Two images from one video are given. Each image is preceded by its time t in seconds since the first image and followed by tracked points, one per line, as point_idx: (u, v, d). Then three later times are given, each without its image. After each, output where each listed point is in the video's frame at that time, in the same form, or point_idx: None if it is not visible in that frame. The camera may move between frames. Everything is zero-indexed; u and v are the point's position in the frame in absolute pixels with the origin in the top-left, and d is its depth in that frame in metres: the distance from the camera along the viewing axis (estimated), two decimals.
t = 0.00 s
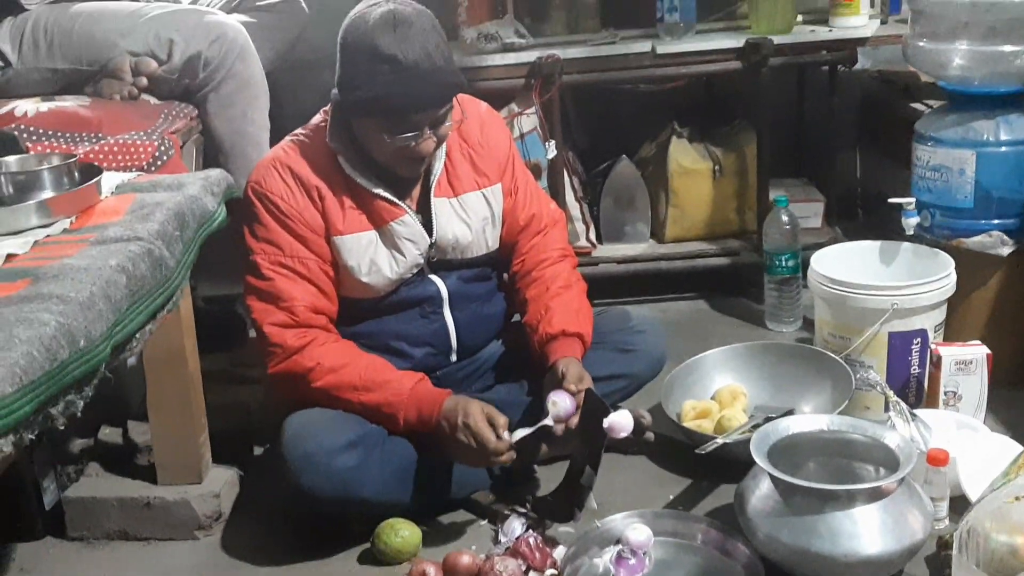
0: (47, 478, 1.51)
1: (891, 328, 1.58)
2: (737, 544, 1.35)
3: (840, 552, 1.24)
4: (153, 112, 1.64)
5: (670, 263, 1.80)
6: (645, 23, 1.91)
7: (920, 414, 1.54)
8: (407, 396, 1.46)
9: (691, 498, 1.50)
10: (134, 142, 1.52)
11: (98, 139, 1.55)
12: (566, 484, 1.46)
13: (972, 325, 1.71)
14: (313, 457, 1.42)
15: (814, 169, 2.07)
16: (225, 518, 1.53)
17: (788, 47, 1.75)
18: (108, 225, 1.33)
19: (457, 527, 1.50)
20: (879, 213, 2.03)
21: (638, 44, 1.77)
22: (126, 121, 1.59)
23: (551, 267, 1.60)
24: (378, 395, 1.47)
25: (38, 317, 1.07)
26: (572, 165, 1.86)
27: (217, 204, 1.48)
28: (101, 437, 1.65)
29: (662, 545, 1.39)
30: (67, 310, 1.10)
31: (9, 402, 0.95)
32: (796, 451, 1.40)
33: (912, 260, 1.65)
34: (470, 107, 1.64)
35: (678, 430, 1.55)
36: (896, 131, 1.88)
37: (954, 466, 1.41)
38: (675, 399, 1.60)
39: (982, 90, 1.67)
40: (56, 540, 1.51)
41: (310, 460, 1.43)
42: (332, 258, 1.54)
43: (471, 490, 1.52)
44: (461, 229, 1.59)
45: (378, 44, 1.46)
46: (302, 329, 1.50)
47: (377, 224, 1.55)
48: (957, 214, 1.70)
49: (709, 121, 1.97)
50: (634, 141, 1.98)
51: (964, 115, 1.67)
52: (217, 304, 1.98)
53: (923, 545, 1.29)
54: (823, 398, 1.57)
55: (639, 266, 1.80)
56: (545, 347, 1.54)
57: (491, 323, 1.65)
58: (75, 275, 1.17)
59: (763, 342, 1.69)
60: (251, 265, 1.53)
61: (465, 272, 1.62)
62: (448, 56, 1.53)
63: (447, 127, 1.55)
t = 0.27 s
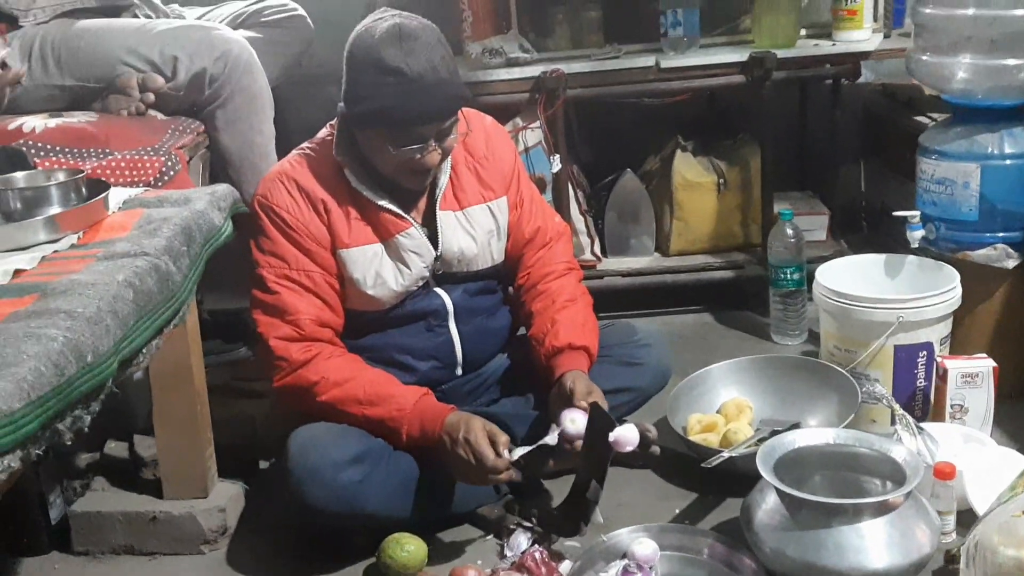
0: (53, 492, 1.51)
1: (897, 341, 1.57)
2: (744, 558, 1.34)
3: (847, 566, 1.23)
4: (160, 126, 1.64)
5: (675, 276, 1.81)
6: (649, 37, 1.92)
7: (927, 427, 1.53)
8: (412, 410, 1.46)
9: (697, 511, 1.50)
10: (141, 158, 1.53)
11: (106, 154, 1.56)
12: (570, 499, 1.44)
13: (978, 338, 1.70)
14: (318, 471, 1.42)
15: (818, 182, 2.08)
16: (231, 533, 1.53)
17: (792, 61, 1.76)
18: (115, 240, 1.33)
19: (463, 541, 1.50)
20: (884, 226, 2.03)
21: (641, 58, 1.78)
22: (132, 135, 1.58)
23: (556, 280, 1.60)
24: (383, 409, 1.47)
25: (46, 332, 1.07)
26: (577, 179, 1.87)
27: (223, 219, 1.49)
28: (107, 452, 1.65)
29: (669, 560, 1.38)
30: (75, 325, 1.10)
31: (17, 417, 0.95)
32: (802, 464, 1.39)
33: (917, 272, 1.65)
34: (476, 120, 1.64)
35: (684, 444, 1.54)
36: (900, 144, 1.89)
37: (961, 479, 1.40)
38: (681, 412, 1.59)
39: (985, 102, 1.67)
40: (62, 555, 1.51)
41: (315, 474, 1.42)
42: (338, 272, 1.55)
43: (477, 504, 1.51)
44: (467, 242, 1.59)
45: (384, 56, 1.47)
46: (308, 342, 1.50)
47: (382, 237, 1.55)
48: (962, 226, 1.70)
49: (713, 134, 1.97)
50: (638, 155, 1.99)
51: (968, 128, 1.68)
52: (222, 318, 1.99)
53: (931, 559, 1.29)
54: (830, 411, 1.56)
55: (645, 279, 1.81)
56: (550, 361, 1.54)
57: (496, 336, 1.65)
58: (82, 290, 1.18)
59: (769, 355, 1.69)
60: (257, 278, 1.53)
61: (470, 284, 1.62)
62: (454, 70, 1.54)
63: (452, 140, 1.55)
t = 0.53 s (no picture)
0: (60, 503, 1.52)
1: (904, 349, 1.57)
2: (752, 567, 1.34)
3: None
4: (167, 137, 1.64)
5: (681, 284, 1.81)
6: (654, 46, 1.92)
7: (935, 435, 1.53)
8: (417, 419, 1.46)
9: (704, 521, 1.49)
10: (148, 169, 1.53)
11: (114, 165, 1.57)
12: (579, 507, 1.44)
13: (986, 346, 1.70)
14: (324, 481, 1.42)
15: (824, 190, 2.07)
16: (238, 543, 1.53)
17: (798, 69, 1.76)
18: (123, 251, 1.34)
19: (470, 551, 1.49)
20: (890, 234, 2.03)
21: (647, 66, 1.79)
22: (142, 147, 1.59)
23: (563, 289, 1.60)
24: (389, 419, 1.46)
25: (55, 344, 1.08)
26: (582, 188, 1.87)
27: (231, 230, 1.49)
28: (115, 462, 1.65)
29: (676, 569, 1.38)
30: (83, 336, 1.11)
31: (26, 429, 0.95)
32: (810, 473, 1.39)
33: (924, 280, 1.65)
34: (482, 129, 1.63)
35: (691, 453, 1.54)
36: (907, 152, 1.89)
37: (970, 488, 1.40)
38: (688, 421, 1.59)
39: (991, 110, 1.67)
40: (69, 565, 1.51)
41: (323, 484, 1.42)
42: (345, 281, 1.55)
43: (484, 513, 1.51)
44: (473, 251, 1.59)
45: (391, 67, 1.46)
46: (315, 352, 1.50)
47: (389, 247, 1.55)
48: (969, 234, 1.70)
49: (719, 142, 1.97)
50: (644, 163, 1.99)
51: (974, 136, 1.67)
52: (229, 327, 1.99)
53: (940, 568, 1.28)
54: (837, 420, 1.56)
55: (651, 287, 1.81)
56: (557, 370, 1.54)
57: (503, 345, 1.65)
58: (91, 301, 1.18)
59: (775, 363, 1.69)
60: (264, 288, 1.53)
61: (477, 293, 1.62)
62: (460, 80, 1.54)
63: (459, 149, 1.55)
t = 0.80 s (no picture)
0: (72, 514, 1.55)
1: (912, 360, 1.57)
2: None
3: None
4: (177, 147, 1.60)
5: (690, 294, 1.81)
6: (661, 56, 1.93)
7: (944, 446, 1.53)
8: (424, 430, 1.45)
9: (713, 532, 1.49)
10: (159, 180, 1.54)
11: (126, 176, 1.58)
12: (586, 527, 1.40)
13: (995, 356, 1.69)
14: (333, 492, 1.43)
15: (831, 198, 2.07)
16: (248, 553, 1.54)
17: (804, 79, 1.77)
18: (135, 263, 1.35)
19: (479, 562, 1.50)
20: (899, 244, 2.03)
21: (654, 77, 1.80)
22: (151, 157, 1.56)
23: (571, 300, 1.61)
24: (397, 430, 1.46)
25: (68, 357, 1.08)
26: (590, 198, 1.87)
27: (241, 241, 1.50)
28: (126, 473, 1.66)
29: None
30: (96, 349, 1.11)
31: (41, 442, 0.96)
32: (820, 484, 1.39)
33: (932, 290, 1.65)
34: (490, 142, 1.63)
35: (700, 463, 1.54)
36: (914, 162, 1.89)
37: (979, 498, 1.39)
38: (697, 432, 1.59)
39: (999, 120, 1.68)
40: None
41: (331, 494, 1.44)
42: (354, 292, 1.56)
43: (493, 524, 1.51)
44: (481, 262, 1.60)
45: (398, 80, 1.38)
46: (324, 363, 1.51)
47: (398, 258, 1.56)
48: (978, 243, 1.70)
49: (726, 153, 1.98)
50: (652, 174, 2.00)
51: (983, 145, 1.67)
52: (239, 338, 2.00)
53: None
54: (846, 431, 1.55)
55: (659, 297, 1.81)
56: (566, 381, 1.54)
57: (511, 355, 1.65)
58: (104, 313, 1.19)
59: (784, 374, 1.69)
60: (274, 299, 1.54)
61: (485, 304, 1.63)
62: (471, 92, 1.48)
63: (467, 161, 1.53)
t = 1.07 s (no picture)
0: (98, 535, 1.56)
1: (935, 380, 1.56)
2: None
3: None
4: (203, 170, 1.65)
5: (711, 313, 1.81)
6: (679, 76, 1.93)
7: (969, 467, 1.51)
8: (449, 448, 1.46)
9: (737, 554, 1.49)
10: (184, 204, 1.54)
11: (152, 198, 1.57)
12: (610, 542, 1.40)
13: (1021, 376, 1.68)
14: (356, 512, 1.44)
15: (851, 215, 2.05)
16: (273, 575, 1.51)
17: (824, 98, 1.76)
18: (162, 287, 1.36)
19: None
20: (921, 261, 2.02)
21: (674, 96, 1.80)
22: (178, 181, 1.60)
23: (590, 321, 1.60)
24: (421, 449, 1.46)
25: (99, 382, 1.09)
26: (610, 217, 1.87)
27: (265, 264, 1.51)
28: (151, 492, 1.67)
29: None
30: (126, 374, 1.12)
31: (74, 469, 0.97)
32: (844, 506, 1.38)
33: (956, 309, 1.64)
34: (510, 163, 1.66)
35: (723, 485, 1.53)
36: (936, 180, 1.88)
37: (1006, 521, 1.38)
38: (719, 453, 1.59)
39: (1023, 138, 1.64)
40: None
41: (355, 514, 1.44)
42: (376, 313, 1.57)
43: (515, 547, 1.51)
44: (502, 282, 1.60)
45: (416, 100, 1.49)
46: (346, 383, 1.51)
47: (419, 279, 1.57)
48: (1002, 262, 1.67)
49: (746, 171, 1.97)
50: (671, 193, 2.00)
51: (1004, 164, 1.65)
52: (260, 357, 2.01)
53: None
54: (869, 451, 1.55)
55: (679, 316, 1.81)
56: (587, 402, 1.54)
57: (532, 376, 1.65)
58: (132, 339, 1.20)
59: (806, 394, 1.68)
60: (297, 320, 1.55)
61: (506, 325, 1.63)
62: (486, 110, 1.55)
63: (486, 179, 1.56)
